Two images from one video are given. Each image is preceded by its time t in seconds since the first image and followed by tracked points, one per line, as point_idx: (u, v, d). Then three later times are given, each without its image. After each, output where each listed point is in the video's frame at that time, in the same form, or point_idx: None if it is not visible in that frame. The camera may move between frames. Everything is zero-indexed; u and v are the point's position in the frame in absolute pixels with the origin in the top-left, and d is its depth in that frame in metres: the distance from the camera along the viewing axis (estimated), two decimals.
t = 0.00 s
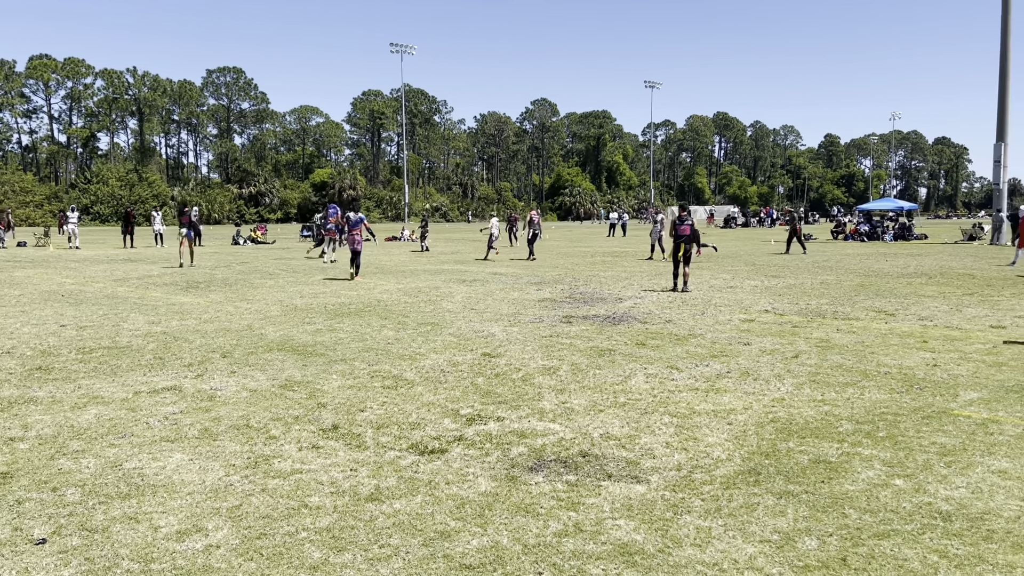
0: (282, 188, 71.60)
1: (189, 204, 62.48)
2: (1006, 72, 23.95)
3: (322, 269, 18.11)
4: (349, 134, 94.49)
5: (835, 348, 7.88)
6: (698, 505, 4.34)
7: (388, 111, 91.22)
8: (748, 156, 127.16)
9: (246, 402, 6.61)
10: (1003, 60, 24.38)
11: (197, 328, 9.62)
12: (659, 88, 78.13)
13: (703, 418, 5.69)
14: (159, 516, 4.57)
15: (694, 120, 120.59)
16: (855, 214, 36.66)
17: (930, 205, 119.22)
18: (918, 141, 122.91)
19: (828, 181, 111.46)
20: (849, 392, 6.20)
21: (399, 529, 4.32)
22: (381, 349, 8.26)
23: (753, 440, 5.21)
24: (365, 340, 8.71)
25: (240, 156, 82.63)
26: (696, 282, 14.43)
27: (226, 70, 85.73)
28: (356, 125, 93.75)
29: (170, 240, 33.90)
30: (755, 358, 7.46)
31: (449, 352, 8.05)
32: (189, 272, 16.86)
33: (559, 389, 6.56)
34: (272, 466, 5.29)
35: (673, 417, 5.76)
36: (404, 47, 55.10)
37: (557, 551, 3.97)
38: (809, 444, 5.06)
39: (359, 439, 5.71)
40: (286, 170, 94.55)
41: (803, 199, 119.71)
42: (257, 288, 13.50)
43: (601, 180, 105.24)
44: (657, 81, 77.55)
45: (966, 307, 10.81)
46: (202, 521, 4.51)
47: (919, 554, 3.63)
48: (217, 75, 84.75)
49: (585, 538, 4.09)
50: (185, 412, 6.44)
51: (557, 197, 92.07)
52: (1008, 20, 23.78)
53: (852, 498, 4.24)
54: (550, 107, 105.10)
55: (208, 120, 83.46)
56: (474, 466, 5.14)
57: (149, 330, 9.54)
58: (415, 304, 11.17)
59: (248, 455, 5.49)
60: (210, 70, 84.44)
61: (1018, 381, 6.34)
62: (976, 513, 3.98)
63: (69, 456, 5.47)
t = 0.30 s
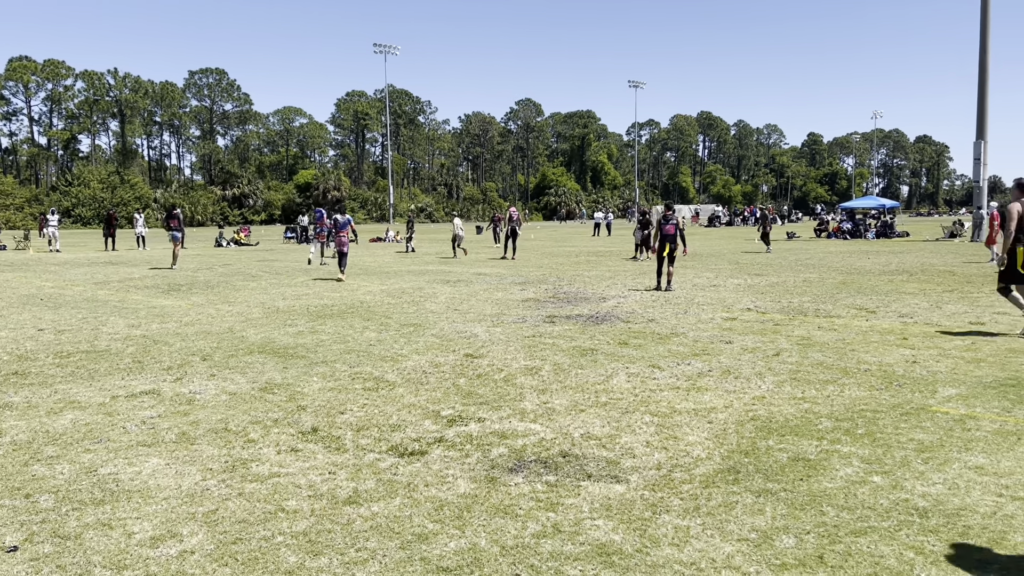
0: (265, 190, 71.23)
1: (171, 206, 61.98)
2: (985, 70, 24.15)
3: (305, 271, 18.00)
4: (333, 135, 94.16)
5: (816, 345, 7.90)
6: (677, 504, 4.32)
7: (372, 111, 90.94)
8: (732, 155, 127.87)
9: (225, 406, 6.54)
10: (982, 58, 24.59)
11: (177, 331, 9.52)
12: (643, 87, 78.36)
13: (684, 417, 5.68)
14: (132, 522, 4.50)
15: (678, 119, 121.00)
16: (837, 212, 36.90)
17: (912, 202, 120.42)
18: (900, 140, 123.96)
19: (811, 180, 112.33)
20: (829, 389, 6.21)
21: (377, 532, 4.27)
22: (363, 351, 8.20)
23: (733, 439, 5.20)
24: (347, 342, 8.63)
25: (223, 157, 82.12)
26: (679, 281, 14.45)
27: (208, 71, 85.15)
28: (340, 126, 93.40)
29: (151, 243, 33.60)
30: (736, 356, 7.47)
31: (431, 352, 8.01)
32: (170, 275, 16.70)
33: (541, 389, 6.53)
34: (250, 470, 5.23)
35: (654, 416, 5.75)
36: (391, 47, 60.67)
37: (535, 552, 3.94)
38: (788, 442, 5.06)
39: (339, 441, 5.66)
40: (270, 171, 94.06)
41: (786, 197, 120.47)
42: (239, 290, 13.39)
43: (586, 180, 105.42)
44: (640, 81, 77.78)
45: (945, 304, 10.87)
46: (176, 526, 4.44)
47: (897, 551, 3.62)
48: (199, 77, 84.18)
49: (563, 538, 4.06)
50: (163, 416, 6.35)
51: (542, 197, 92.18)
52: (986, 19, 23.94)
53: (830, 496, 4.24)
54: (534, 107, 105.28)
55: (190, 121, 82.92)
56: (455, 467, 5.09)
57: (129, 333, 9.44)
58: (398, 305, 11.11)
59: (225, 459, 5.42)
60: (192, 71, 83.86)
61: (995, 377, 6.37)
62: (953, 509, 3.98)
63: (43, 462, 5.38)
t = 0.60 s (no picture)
0: (247, 193, 70.81)
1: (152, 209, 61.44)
2: (961, 70, 24.40)
3: (285, 274, 17.88)
4: (316, 137, 93.80)
5: (795, 344, 7.92)
6: (653, 505, 4.30)
7: (354, 114, 90.68)
8: (714, 156, 128.62)
9: (201, 411, 6.45)
10: (958, 58, 24.84)
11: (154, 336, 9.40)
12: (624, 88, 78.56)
13: (662, 417, 5.66)
14: (101, 531, 4.42)
15: (661, 120, 121.42)
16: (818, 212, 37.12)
17: (892, 202, 121.55)
18: (880, 140, 125.10)
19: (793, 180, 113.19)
20: (807, 388, 6.21)
21: (350, 538, 4.22)
22: (342, 354, 8.13)
23: (710, 439, 5.19)
24: (326, 345, 8.55)
25: (205, 160, 81.54)
26: (661, 281, 14.48)
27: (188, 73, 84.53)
28: (322, 128, 93.04)
29: (131, 247, 33.24)
30: (716, 356, 7.46)
31: (411, 355, 7.96)
32: (149, 279, 16.53)
33: (520, 391, 6.50)
34: (224, 476, 5.15)
35: (632, 417, 5.72)
36: (371, 48, 62.02)
37: (509, 555, 3.90)
38: (765, 441, 5.05)
39: (315, 445, 5.60)
40: (252, 174, 93.53)
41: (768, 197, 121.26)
42: (218, 294, 13.27)
43: (569, 181, 105.63)
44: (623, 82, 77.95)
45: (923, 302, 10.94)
46: (146, 534, 4.37)
47: (871, 549, 3.61)
48: (179, 79, 83.56)
49: (538, 541, 4.02)
50: (137, 423, 6.25)
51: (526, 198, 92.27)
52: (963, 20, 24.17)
53: (805, 495, 4.23)
54: (517, 108, 105.46)
55: (171, 124, 82.28)
56: (431, 470, 5.05)
57: (105, 339, 9.31)
58: (378, 308, 11.05)
59: (199, 465, 5.34)
60: (172, 74, 83.25)
61: (970, 374, 6.39)
62: (926, 507, 3.98)
63: (12, 470, 5.28)
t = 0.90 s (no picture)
0: (229, 197, 70.36)
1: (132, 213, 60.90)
2: (939, 71, 24.67)
3: (265, 278, 17.72)
4: (298, 141, 93.38)
5: (774, 345, 7.92)
6: (629, 509, 4.25)
7: (336, 117, 90.38)
8: (697, 158, 129.36)
9: (175, 418, 6.35)
10: (936, 60, 25.11)
11: (130, 342, 9.27)
12: (606, 91, 78.82)
13: (640, 420, 5.62)
14: (67, 541, 4.31)
15: (644, 123, 121.92)
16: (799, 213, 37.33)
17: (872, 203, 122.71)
18: (860, 141, 126.38)
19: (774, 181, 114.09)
20: (785, 389, 6.20)
21: (322, 545, 4.14)
22: (319, 359, 8.04)
23: (688, 441, 5.15)
24: (304, 350, 8.46)
25: (185, 164, 80.95)
26: (642, 284, 14.48)
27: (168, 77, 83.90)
28: (303, 131, 92.65)
29: (110, 252, 32.86)
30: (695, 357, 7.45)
31: (390, 359, 7.88)
32: (127, 284, 16.34)
33: (499, 395, 6.45)
34: (195, 484, 5.05)
35: (610, 420, 5.69)
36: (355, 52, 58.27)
37: (482, 562, 3.84)
38: (742, 443, 5.02)
39: (289, 452, 5.51)
40: (234, 178, 92.95)
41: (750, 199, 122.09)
42: (196, 299, 13.12)
43: (552, 183, 105.84)
44: (606, 85, 78.26)
45: (902, 302, 10.99)
46: (113, 545, 4.26)
47: (845, 551, 3.59)
48: (159, 83, 82.94)
49: (512, 547, 3.96)
50: (109, 430, 6.13)
51: (510, 201, 92.37)
52: (940, 23, 24.44)
53: (781, 497, 4.20)
54: (500, 111, 105.66)
55: (150, 128, 81.66)
56: (406, 476, 4.98)
57: (79, 345, 9.16)
58: (358, 312, 10.96)
59: (170, 473, 5.24)
60: (152, 77, 82.63)
61: (947, 374, 6.41)
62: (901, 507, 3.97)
63: None
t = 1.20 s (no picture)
0: (211, 201, 69.85)
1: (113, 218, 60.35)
2: (918, 75, 24.89)
3: (246, 284, 17.54)
4: (280, 145, 92.84)
5: (756, 348, 7.87)
6: (607, 517, 4.16)
7: (319, 121, 89.99)
8: (680, 161, 129.84)
9: (147, 426, 6.21)
10: (915, 64, 25.33)
11: (105, 349, 9.09)
12: (590, 95, 78.98)
13: (620, 425, 5.54)
14: (28, 556, 4.17)
15: (627, 127, 122.22)
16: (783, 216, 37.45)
17: (854, 206, 123.61)
18: (841, 145, 127.47)
19: (757, 184, 114.78)
20: (766, 393, 6.14)
21: (292, 558, 4.03)
22: (297, 365, 7.90)
23: (668, 446, 5.08)
24: (282, 357, 8.32)
25: (167, 169, 80.33)
26: (626, 287, 14.41)
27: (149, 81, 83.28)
28: (286, 135, 92.19)
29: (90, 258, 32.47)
30: (677, 361, 7.38)
31: (369, 365, 7.77)
32: (105, 290, 16.10)
33: (478, 400, 6.35)
34: (165, 494, 4.92)
35: (590, 425, 5.60)
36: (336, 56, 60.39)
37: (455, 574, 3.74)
38: (723, 448, 4.95)
39: (263, 461, 5.39)
40: (216, 183, 92.30)
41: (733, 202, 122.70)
42: (175, 304, 12.94)
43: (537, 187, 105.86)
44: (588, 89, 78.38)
45: (883, 305, 10.99)
46: (76, 558, 4.13)
47: (824, 558, 3.52)
48: (140, 87, 82.29)
49: (486, 558, 3.86)
50: (78, 440, 5.98)
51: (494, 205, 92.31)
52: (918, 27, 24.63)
53: (761, 503, 4.13)
54: (484, 115, 105.63)
55: (131, 133, 80.96)
56: (381, 485, 4.86)
57: (53, 352, 8.97)
58: (339, 317, 10.83)
59: (138, 484, 5.10)
60: (132, 81, 82.01)
61: (927, 377, 6.37)
62: (882, 513, 3.90)
63: None
